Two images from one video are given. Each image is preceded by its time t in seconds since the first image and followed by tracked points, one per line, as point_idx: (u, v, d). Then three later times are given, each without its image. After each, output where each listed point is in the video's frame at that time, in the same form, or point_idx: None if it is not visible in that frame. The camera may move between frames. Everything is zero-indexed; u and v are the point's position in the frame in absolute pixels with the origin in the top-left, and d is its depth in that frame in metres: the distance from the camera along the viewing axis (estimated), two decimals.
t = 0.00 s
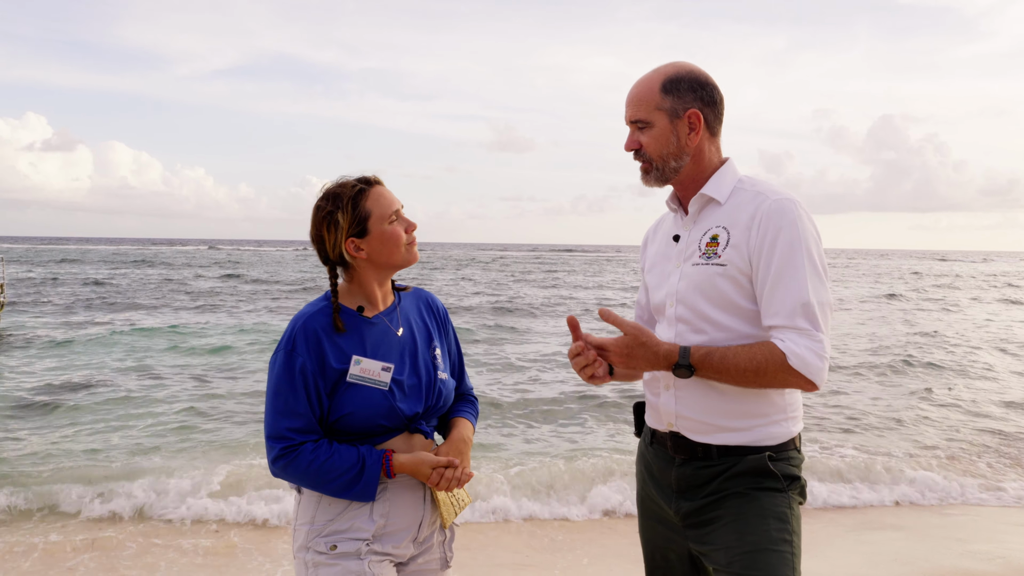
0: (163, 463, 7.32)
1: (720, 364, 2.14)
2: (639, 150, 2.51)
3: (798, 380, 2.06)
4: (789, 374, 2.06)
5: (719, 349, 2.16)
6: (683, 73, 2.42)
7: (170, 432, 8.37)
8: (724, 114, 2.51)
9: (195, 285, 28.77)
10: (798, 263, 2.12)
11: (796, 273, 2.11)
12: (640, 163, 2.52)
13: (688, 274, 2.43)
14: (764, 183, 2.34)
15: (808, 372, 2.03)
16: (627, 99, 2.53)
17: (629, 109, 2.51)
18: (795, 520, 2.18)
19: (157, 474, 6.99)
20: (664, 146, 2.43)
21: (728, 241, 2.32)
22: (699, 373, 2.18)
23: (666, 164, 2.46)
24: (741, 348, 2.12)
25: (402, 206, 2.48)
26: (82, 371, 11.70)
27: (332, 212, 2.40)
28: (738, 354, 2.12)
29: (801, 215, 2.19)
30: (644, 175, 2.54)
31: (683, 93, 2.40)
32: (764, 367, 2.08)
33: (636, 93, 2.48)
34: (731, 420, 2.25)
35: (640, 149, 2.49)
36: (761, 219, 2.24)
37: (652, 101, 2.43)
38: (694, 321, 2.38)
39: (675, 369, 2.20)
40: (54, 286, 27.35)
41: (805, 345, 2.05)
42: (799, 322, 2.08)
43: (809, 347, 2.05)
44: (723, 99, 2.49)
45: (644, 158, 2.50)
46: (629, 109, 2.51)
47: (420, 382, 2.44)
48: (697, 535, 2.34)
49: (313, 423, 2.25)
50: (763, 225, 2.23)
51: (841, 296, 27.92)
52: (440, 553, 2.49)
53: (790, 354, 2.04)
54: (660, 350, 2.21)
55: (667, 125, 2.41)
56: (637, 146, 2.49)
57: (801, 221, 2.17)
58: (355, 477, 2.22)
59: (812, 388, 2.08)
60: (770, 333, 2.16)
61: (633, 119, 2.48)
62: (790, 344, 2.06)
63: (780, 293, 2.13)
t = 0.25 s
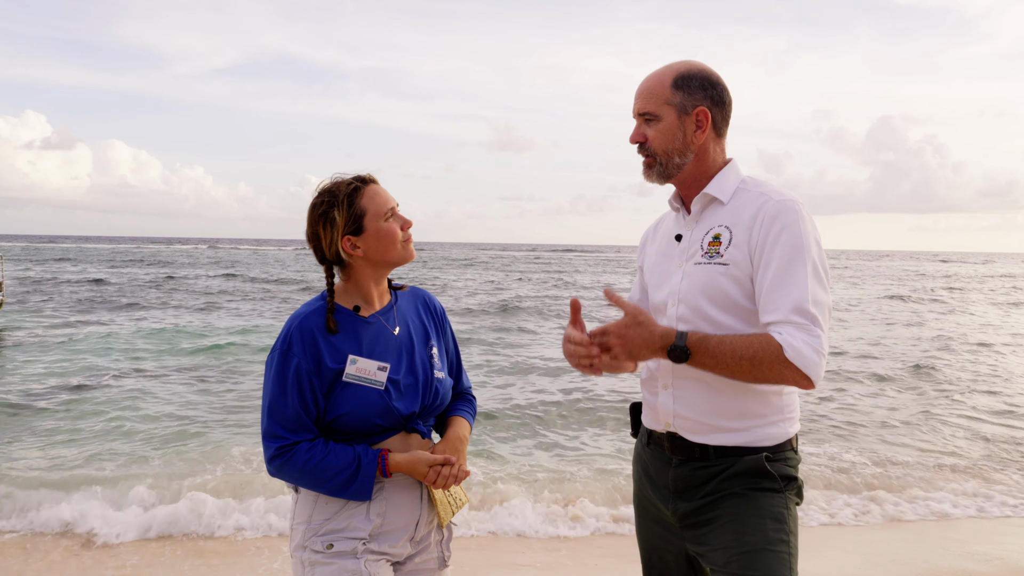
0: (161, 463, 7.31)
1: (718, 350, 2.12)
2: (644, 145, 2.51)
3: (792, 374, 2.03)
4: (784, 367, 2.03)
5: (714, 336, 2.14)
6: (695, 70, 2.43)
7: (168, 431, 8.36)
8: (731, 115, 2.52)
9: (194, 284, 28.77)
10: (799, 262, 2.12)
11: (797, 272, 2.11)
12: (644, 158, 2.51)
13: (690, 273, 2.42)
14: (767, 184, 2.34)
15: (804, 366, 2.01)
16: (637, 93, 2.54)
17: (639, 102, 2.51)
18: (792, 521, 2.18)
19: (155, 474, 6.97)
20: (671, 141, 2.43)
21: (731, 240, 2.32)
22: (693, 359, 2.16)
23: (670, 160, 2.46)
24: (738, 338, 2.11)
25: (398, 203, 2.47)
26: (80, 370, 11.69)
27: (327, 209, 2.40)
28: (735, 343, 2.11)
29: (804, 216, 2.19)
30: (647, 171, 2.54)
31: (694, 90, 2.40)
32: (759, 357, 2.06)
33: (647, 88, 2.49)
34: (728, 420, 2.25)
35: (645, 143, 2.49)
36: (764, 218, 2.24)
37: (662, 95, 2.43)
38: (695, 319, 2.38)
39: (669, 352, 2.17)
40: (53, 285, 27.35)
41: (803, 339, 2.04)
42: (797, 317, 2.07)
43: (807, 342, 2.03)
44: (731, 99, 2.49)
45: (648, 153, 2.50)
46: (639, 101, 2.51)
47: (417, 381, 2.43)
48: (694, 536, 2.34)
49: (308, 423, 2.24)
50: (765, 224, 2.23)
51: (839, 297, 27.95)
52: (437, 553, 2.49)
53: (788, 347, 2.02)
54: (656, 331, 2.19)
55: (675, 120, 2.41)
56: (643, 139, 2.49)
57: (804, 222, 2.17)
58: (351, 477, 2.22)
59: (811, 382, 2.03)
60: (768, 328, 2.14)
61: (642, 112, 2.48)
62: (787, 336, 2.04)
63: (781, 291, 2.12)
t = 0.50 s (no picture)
0: (160, 464, 7.31)
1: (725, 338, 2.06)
2: (646, 151, 2.50)
3: (790, 373, 2.02)
4: (785, 364, 2.01)
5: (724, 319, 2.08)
6: (690, 72, 2.42)
7: (167, 433, 8.34)
8: (729, 114, 2.51)
9: (193, 285, 28.78)
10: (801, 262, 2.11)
11: (800, 270, 2.10)
12: (645, 164, 2.51)
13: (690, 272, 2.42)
14: (768, 184, 2.34)
15: (804, 365, 2.01)
16: (632, 101, 2.53)
17: (635, 110, 2.50)
18: (791, 522, 2.17)
19: (154, 475, 6.96)
20: (671, 146, 2.42)
21: (732, 240, 2.32)
22: (699, 337, 2.09)
23: (672, 164, 2.45)
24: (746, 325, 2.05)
25: (396, 204, 2.47)
26: (79, 372, 11.68)
27: (326, 209, 2.39)
28: (744, 330, 2.05)
29: (806, 216, 2.18)
30: (648, 175, 2.53)
31: (690, 93, 2.40)
32: (764, 349, 2.02)
33: (641, 96, 2.48)
34: (727, 420, 2.25)
35: (646, 150, 2.48)
36: (766, 218, 2.24)
37: (658, 101, 2.42)
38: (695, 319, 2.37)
39: (677, 325, 2.09)
40: (54, 286, 27.38)
41: (807, 339, 2.03)
42: (801, 317, 2.07)
43: (812, 343, 2.03)
44: (729, 98, 2.49)
45: (649, 159, 2.49)
46: (635, 110, 2.50)
47: (416, 384, 2.43)
48: (693, 537, 2.33)
49: (308, 425, 2.23)
50: (767, 224, 2.22)
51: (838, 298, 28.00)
52: (435, 555, 2.48)
53: (794, 345, 2.01)
54: (670, 299, 2.09)
55: (674, 124, 2.40)
56: (644, 147, 2.48)
57: (806, 222, 2.17)
58: (349, 478, 2.21)
59: (804, 383, 2.04)
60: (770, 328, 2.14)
61: (639, 120, 2.47)
62: (792, 335, 2.03)
63: (783, 290, 2.11)
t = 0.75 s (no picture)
0: (160, 465, 7.33)
1: (730, 362, 2.15)
2: (642, 151, 2.51)
3: (802, 384, 2.06)
4: (795, 378, 2.06)
5: (728, 348, 2.16)
6: (687, 73, 2.44)
7: (166, 434, 8.35)
8: (727, 115, 2.52)
9: (194, 286, 28.83)
10: (801, 268, 2.13)
11: (799, 277, 2.12)
12: (642, 163, 2.52)
13: (687, 277, 2.43)
14: (765, 187, 2.35)
15: (814, 376, 2.04)
16: (629, 101, 2.54)
17: (632, 110, 2.51)
18: (790, 523, 2.18)
19: (154, 476, 6.96)
20: (668, 147, 2.43)
21: (729, 244, 2.33)
22: (705, 370, 2.19)
23: (669, 164, 2.46)
24: (751, 349, 2.13)
25: (398, 205, 2.48)
26: (81, 372, 11.69)
27: (327, 210, 2.40)
28: (748, 354, 2.13)
29: (803, 220, 2.19)
30: (645, 175, 2.54)
31: (687, 93, 2.41)
32: (772, 368, 2.09)
33: (639, 94, 2.49)
34: (726, 423, 2.26)
35: (643, 149, 2.49)
36: (764, 224, 2.25)
37: (655, 101, 2.44)
38: (693, 323, 2.39)
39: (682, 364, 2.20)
40: (56, 286, 27.44)
41: (812, 349, 2.07)
42: (806, 327, 2.09)
43: (816, 352, 2.06)
44: (726, 99, 2.50)
45: (646, 159, 2.51)
46: (632, 109, 2.51)
47: (416, 385, 2.44)
48: (692, 539, 2.34)
49: (308, 424, 2.25)
50: (764, 230, 2.24)
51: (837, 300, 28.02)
52: (436, 556, 2.49)
53: (799, 359, 2.05)
54: (666, 343, 2.20)
55: (670, 125, 2.42)
56: (640, 146, 2.50)
57: (803, 226, 2.18)
58: (349, 478, 2.22)
59: (817, 392, 2.09)
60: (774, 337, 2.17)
61: (636, 119, 2.49)
62: (798, 348, 2.06)
63: (785, 298, 2.13)
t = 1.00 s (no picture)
0: (160, 464, 7.35)
1: (735, 366, 2.16)
2: (640, 154, 2.52)
3: (809, 385, 2.07)
4: (801, 380, 2.07)
5: (730, 353, 2.18)
6: (683, 75, 2.44)
7: (166, 434, 8.38)
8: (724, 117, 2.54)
9: (196, 287, 28.86)
10: (800, 269, 2.13)
11: (798, 277, 2.13)
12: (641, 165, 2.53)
13: (686, 278, 2.44)
14: (763, 188, 2.36)
15: (819, 376, 2.04)
16: (626, 103, 2.55)
17: (629, 113, 2.52)
18: (790, 525, 2.19)
19: (156, 476, 6.96)
20: (664, 149, 2.45)
21: (726, 245, 2.34)
22: (708, 375, 2.20)
23: (666, 167, 2.47)
24: (752, 354, 2.15)
25: (407, 212, 2.49)
26: (82, 373, 11.70)
27: (336, 214, 2.42)
28: (749, 359, 2.15)
29: (801, 220, 2.20)
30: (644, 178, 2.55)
31: (683, 95, 2.42)
32: (776, 371, 2.10)
33: (635, 97, 2.50)
34: (727, 426, 2.27)
35: (641, 152, 2.50)
36: (761, 225, 2.26)
37: (651, 103, 2.45)
38: (692, 325, 2.40)
39: (686, 370, 2.21)
40: (57, 288, 27.48)
41: (815, 350, 2.07)
42: (808, 327, 2.10)
43: (820, 352, 2.06)
44: (723, 102, 2.51)
45: (644, 160, 2.51)
46: (628, 112, 2.52)
47: (417, 388, 2.44)
48: (692, 541, 2.35)
49: (309, 426, 2.25)
50: (762, 232, 2.24)
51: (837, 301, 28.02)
52: (437, 557, 2.49)
53: (801, 360, 2.06)
54: (669, 352, 2.27)
55: (667, 127, 2.43)
56: (638, 149, 2.51)
57: (801, 227, 2.19)
58: (351, 480, 2.23)
59: (826, 392, 2.09)
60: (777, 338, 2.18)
61: (632, 122, 2.50)
62: (800, 349, 2.07)
63: (785, 299, 2.14)
